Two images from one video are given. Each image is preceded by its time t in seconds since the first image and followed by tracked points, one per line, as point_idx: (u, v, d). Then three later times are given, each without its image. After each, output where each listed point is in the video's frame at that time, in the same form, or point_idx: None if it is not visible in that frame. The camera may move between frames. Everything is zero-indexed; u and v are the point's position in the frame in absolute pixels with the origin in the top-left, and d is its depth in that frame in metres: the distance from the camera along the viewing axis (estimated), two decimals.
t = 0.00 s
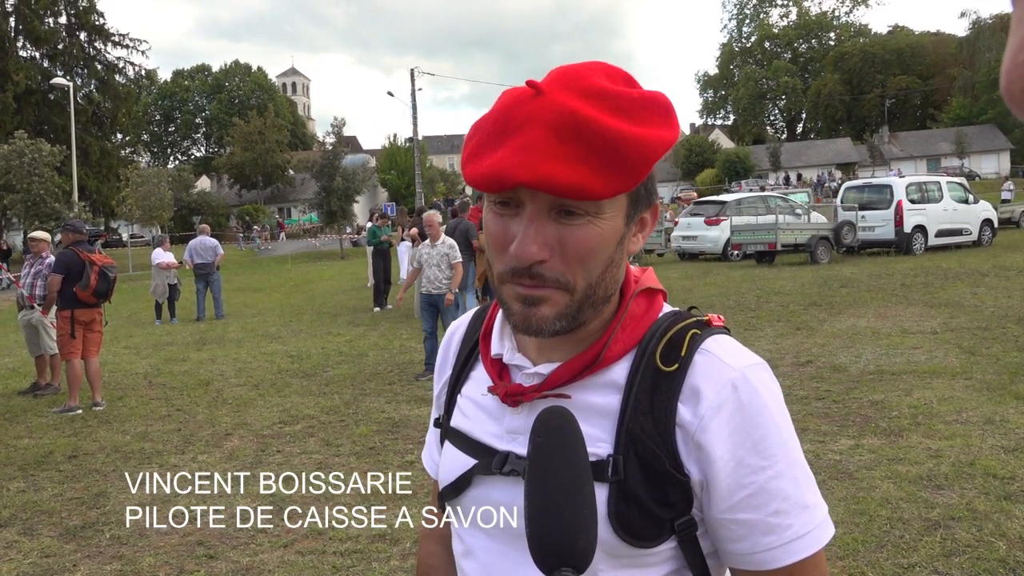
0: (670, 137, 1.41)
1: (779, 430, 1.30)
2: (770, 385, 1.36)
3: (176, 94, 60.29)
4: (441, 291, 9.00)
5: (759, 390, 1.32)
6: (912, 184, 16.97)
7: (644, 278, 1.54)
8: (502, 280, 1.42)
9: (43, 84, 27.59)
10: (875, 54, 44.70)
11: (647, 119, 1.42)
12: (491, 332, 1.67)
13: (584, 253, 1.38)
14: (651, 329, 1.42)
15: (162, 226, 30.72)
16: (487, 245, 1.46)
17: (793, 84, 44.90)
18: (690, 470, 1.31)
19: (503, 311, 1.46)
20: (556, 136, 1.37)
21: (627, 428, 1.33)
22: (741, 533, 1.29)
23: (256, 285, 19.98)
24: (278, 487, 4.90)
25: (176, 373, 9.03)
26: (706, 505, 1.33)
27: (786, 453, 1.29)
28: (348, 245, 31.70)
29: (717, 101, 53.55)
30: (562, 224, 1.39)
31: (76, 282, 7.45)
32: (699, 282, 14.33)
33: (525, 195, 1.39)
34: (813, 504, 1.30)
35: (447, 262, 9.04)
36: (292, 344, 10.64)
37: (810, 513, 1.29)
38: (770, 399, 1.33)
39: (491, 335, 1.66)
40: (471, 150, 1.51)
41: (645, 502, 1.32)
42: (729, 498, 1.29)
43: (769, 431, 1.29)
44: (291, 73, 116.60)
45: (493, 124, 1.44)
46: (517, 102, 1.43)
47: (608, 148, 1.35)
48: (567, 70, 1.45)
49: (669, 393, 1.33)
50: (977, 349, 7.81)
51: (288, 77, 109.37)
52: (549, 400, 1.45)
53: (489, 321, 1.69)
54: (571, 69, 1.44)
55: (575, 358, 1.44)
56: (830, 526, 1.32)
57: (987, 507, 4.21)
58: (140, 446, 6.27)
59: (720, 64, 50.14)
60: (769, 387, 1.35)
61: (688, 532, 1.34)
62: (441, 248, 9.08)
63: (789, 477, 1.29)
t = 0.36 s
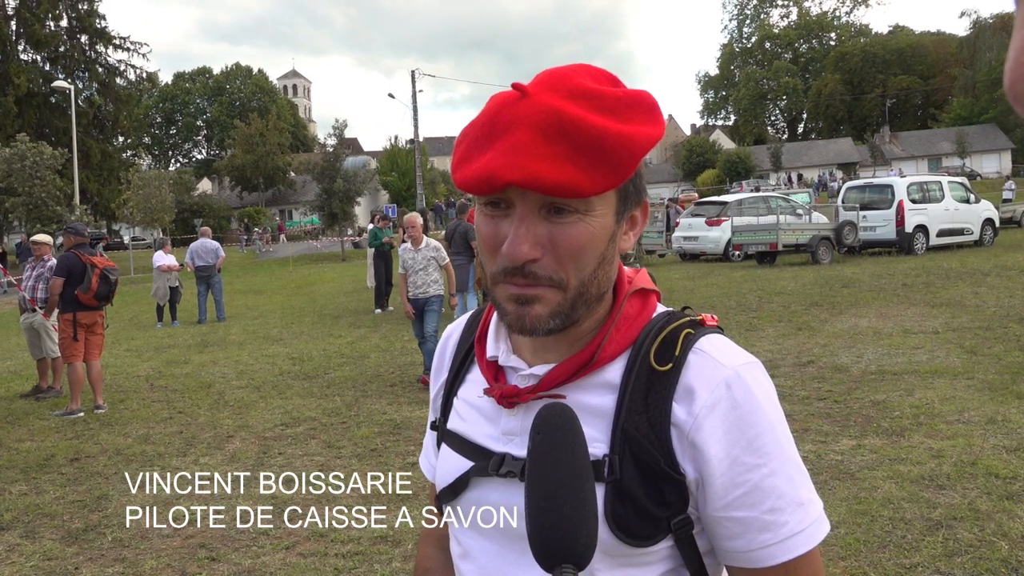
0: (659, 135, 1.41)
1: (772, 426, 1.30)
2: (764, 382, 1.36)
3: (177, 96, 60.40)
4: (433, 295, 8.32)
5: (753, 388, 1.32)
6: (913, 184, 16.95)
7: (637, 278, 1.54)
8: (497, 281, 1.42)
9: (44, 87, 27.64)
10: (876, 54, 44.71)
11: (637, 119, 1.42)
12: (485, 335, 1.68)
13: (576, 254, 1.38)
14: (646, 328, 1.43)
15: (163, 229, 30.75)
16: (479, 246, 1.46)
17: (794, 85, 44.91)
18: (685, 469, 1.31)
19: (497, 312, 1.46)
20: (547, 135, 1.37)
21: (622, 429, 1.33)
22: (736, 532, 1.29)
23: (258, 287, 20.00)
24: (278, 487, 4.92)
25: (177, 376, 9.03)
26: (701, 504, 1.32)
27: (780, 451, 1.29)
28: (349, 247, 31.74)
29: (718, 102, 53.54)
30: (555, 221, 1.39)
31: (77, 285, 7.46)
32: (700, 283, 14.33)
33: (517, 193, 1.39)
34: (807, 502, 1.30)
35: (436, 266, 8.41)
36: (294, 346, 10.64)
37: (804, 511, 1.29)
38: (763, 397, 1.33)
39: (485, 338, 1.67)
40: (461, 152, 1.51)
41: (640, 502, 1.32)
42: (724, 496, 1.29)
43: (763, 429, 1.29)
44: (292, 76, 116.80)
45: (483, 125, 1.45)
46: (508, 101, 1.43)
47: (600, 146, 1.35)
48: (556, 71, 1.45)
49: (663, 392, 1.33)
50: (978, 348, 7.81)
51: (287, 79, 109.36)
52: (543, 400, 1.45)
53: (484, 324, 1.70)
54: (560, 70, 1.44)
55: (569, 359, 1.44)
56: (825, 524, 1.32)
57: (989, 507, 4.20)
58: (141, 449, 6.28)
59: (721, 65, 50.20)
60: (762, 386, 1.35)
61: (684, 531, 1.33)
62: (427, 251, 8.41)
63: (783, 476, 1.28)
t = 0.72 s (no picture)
0: (648, 135, 1.41)
1: (767, 426, 1.30)
2: (758, 382, 1.35)
3: (177, 96, 60.44)
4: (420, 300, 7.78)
5: (747, 388, 1.32)
6: (913, 185, 16.95)
7: (631, 278, 1.54)
8: (488, 284, 1.42)
9: (44, 86, 27.64)
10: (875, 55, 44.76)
11: (626, 119, 1.41)
12: (480, 336, 1.67)
13: (568, 254, 1.37)
14: (640, 329, 1.42)
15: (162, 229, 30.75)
16: (471, 248, 1.46)
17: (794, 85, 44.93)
18: (681, 469, 1.31)
19: (490, 315, 1.46)
20: (535, 138, 1.37)
21: (617, 430, 1.33)
22: (732, 530, 1.29)
23: (257, 287, 20.01)
24: (278, 487, 4.92)
25: (177, 376, 9.03)
26: (696, 504, 1.32)
27: (775, 450, 1.29)
28: (349, 247, 31.75)
29: (718, 102, 53.59)
30: (545, 224, 1.38)
31: (76, 285, 7.45)
32: (699, 283, 14.33)
33: (508, 197, 1.39)
34: (802, 500, 1.30)
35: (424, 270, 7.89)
36: (293, 346, 10.63)
37: (799, 509, 1.29)
38: (758, 396, 1.33)
39: (479, 340, 1.67)
40: (449, 157, 1.50)
41: (636, 502, 1.32)
42: (719, 496, 1.28)
43: (757, 428, 1.29)
44: (292, 76, 116.88)
45: (472, 128, 1.44)
46: (499, 104, 1.42)
47: (587, 147, 1.35)
48: (544, 73, 1.44)
49: (657, 393, 1.33)
50: (978, 349, 7.81)
51: (288, 79, 109.41)
52: (538, 402, 1.45)
53: (478, 325, 1.69)
54: (548, 72, 1.44)
55: (564, 359, 1.44)
56: (819, 522, 1.32)
57: (989, 508, 4.20)
58: (141, 448, 6.27)
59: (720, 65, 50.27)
60: (757, 386, 1.34)
61: (680, 530, 1.33)
62: (416, 254, 7.93)
63: (777, 474, 1.28)
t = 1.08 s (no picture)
0: (629, 138, 1.40)
1: (754, 426, 1.30)
2: (746, 384, 1.36)
3: (177, 97, 60.51)
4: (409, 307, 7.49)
5: (734, 389, 1.32)
6: (913, 186, 16.95)
7: (621, 278, 1.54)
8: (473, 290, 1.43)
9: (45, 86, 27.66)
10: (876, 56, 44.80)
11: (605, 121, 1.41)
12: (471, 338, 1.68)
13: (553, 258, 1.38)
14: (628, 330, 1.42)
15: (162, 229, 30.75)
16: (457, 252, 1.46)
17: (794, 86, 44.98)
18: (667, 469, 1.31)
19: (479, 318, 1.46)
20: (513, 143, 1.37)
21: (605, 431, 1.33)
22: (719, 533, 1.29)
23: (257, 287, 20.03)
24: (278, 487, 4.93)
25: (177, 376, 9.04)
26: (684, 505, 1.32)
27: (762, 451, 1.29)
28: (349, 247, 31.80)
29: (718, 103, 53.71)
30: (528, 229, 1.38)
31: (76, 285, 7.45)
32: (699, 284, 14.35)
33: (490, 203, 1.39)
34: (791, 501, 1.30)
35: (411, 274, 7.47)
36: (293, 347, 10.63)
37: (787, 511, 1.29)
38: (745, 397, 1.33)
39: (470, 342, 1.67)
40: (434, 162, 1.49)
41: (624, 503, 1.32)
42: (706, 497, 1.29)
43: (742, 427, 1.29)
44: (292, 75, 116.96)
45: (453, 135, 1.44)
46: (482, 109, 1.41)
47: (569, 151, 1.34)
48: (524, 75, 1.44)
49: (645, 394, 1.33)
50: (979, 350, 7.80)
51: (289, 79, 109.44)
52: (527, 402, 1.45)
53: (468, 328, 1.70)
54: (528, 74, 1.44)
55: (550, 361, 1.44)
56: (807, 523, 1.33)
57: (989, 509, 4.21)
58: (141, 448, 6.27)
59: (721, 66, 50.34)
60: (745, 387, 1.34)
61: (668, 531, 1.33)
62: (403, 257, 7.49)
63: (765, 474, 1.28)
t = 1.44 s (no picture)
0: (629, 141, 1.41)
1: (755, 424, 1.31)
2: (747, 382, 1.36)
3: (178, 98, 60.57)
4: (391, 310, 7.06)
5: (737, 388, 1.32)
6: (913, 188, 16.96)
7: (619, 281, 1.54)
8: (476, 293, 1.43)
9: (45, 88, 27.69)
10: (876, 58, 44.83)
11: (606, 124, 1.42)
12: (469, 342, 1.68)
13: (556, 261, 1.38)
14: (630, 331, 1.43)
15: (163, 230, 30.78)
16: (459, 256, 1.46)
17: (794, 88, 45.00)
18: (673, 469, 1.31)
19: (480, 322, 1.46)
20: (514, 147, 1.37)
21: (609, 432, 1.33)
22: (724, 531, 1.29)
23: (257, 288, 20.03)
24: (278, 487, 4.94)
25: (177, 377, 9.05)
26: (689, 504, 1.33)
27: (765, 449, 1.30)
28: (350, 248, 31.82)
29: (719, 104, 53.72)
30: (530, 232, 1.39)
31: (77, 286, 7.46)
32: (699, 285, 14.35)
33: (492, 207, 1.39)
34: (794, 498, 1.31)
35: (395, 276, 7.14)
36: (293, 348, 10.63)
37: (791, 508, 1.30)
38: (747, 397, 1.33)
39: (470, 344, 1.67)
40: (433, 167, 1.50)
41: (630, 504, 1.32)
42: (711, 496, 1.29)
43: (746, 427, 1.30)
44: (293, 76, 117.24)
45: (452, 140, 1.44)
46: (485, 113, 1.41)
47: (569, 156, 1.35)
48: (522, 80, 1.44)
49: (649, 394, 1.33)
50: (979, 352, 7.80)
51: (290, 81, 109.59)
52: (528, 405, 1.46)
53: (468, 329, 1.70)
54: (526, 79, 1.44)
55: (554, 362, 1.44)
56: (812, 519, 1.33)
57: (989, 510, 4.21)
58: (141, 450, 6.28)
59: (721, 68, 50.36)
60: (747, 386, 1.35)
61: (673, 530, 1.34)
62: (385, 259, 7.20)
63: (768, 472, 1.29)
